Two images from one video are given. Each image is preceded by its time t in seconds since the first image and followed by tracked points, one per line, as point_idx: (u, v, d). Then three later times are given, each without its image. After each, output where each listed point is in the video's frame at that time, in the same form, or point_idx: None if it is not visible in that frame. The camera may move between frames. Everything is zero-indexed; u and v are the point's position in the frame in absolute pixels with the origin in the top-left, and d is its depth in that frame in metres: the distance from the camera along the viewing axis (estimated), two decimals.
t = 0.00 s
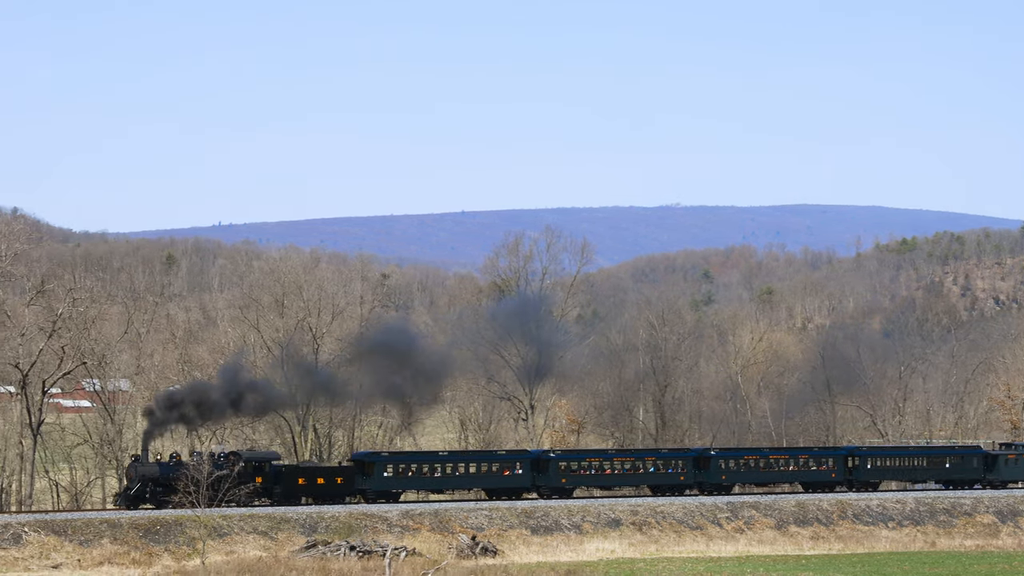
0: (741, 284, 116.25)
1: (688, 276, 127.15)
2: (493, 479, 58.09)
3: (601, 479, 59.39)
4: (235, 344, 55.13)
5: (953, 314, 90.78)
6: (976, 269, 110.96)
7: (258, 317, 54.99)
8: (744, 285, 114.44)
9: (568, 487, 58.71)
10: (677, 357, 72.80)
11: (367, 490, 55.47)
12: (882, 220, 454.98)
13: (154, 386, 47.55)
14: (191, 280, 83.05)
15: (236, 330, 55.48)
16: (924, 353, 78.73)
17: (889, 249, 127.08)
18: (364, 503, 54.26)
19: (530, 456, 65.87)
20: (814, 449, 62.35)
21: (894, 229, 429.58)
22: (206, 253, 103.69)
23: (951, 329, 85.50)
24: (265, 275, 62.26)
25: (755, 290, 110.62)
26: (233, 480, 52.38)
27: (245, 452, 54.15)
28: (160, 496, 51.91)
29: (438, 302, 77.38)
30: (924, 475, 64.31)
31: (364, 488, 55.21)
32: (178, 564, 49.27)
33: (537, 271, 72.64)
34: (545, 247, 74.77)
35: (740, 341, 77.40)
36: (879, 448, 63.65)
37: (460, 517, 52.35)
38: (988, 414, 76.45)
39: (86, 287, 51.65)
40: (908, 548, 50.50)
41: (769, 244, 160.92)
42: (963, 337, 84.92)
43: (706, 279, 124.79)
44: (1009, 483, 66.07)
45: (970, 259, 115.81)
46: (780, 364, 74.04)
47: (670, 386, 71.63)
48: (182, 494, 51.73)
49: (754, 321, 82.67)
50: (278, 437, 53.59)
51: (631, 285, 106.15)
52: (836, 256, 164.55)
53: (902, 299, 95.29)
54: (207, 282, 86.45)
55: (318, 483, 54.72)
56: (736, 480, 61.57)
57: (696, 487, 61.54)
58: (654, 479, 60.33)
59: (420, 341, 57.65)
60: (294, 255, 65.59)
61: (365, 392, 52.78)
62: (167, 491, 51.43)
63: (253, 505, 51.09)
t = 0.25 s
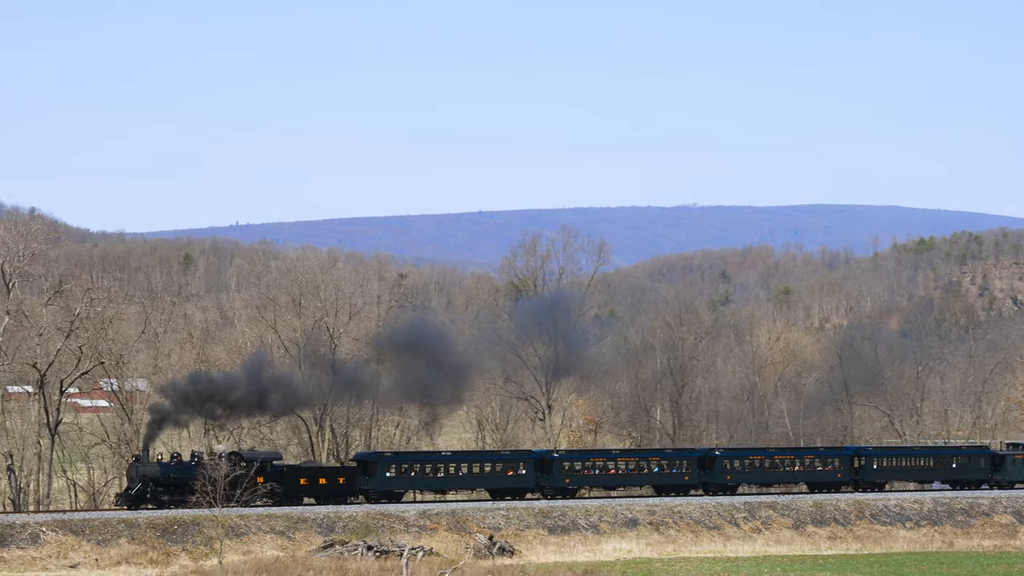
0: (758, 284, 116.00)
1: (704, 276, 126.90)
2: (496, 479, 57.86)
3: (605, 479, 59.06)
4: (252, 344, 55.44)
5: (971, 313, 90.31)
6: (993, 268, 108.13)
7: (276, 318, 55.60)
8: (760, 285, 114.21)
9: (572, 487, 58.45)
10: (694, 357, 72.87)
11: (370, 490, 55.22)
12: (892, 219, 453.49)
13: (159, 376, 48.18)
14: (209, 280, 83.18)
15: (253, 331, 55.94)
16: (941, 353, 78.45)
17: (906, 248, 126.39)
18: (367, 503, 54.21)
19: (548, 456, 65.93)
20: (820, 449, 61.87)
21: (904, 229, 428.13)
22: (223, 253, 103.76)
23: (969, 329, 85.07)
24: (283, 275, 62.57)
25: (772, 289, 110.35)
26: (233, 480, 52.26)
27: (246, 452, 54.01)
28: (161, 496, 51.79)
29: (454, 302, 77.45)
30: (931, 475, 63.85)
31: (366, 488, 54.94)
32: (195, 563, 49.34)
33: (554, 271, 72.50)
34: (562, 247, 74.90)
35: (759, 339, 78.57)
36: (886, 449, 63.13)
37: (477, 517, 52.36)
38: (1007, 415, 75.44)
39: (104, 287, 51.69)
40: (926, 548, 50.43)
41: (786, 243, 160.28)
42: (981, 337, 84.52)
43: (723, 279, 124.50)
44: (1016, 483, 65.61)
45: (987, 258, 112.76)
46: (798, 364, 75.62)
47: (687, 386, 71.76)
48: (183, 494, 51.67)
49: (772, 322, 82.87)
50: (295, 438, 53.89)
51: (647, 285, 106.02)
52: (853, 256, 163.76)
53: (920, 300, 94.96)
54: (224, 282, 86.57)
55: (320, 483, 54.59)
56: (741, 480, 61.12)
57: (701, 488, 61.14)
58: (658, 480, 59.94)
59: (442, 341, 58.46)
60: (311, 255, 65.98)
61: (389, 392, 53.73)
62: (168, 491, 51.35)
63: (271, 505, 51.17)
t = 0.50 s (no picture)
0: (775, 284, 115.78)
1: (721, 275, 126.63)
2: (500, 479, 57.42)
3: (609, 479, 58.69)
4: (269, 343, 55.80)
5: (990, 313, 89.84)
6: (1014, 268, 107.07)
7: (294, 316, 56.49)
8: (778, 285, 114.08)
9: (576, 488, 58.09)
10: (711, 357, 72.76)
11: (372, 490, 54.91)
12: (901, 220, 452.24)
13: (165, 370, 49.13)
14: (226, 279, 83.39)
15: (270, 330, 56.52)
16: (960, 352, 78.12)
17: (926, 248, 125.72)
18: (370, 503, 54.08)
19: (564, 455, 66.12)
20: (826, 449, 61.48)
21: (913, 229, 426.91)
22: (240, 253, 103.85)
23: (988, 328, 84.61)
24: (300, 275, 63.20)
25: (791, 290, 110.26)
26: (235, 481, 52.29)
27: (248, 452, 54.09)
28: (162, 497, 51.63)
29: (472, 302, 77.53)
30: (938, 476, 63.28)
31: (369, 487, 54.64)
32: (213, 563, 49.39)
33: (572, 270, 72.31)
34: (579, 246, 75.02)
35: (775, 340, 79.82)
36: (892, 449, 62.69)
37: (495, 517, 52.35)
38: None
39: (122, 287, 51.76)
40: (944, 548, 50.37)
41: (803, 243, 159.94)
42: (1001, 336, 84.11)
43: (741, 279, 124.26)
44: None
45: (1007, 258, 111.71)
46: (815, 364, 76.17)
47: (706, 388, 71.76)
48: (185, 495, 51.73)
49: (788, 324, 83.02)
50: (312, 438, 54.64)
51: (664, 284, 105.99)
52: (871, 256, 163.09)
53: (938, 299, 94.59)
54: (242, 281, 86.56)
55: (323, 483, 54.39)
56: (746, 480, 60.61)
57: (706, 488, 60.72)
58: (663, 480, 59.54)
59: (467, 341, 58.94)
60: (328, 256, 67.06)
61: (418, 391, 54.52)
62: (170, 492, 51.41)
63: (289, 505, 51.19)
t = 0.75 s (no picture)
0: (792, 284, 115.51)
1: (738, 275, 126.38)
2: (503, 479, 57.16)
3: (614, 479, 58.44)
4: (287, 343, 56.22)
5: (1008, 313, 89.55)
6: None
7: (312, 316, 57.64)
8: (796, 285, 113.81)
9: (580, 488, 57.84)
10: (729, 358, 72.65)
11: (375, 490, 54.75)
12: (911, 219, 451.11)
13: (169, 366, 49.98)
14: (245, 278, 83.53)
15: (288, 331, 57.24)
16: (979, 352, 77.95)
17: (943, 247, 125.19)
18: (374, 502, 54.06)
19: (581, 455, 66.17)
20: (832, 449, 61.35)
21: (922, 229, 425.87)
22: (258, 253, 103.84)
23: (1006, 328, 84.35)
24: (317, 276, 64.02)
25: (809, 290, 110.16)
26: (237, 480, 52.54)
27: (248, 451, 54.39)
28: (163, 497, 51.68)
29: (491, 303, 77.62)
30: (944, 477, 63.34)
31: (372, 488, 54.47)
32: (230, 563, 49.48)
33: (589, 270, 72.13)
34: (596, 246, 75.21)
35: (793, 340, 80.53)
36: (898, 449, 62.71)
37: (512, 517, 52.34)
38: None
39: (139, 287, 51.69)
40: (963, 548, 50.32)
41: (820, 243, 159.68)
42: (1019, 336, 83.84)
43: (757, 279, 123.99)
44: None
45: None
46: (833, 364, 76.75)
47: (723, 390, 71.50)
48: (187, 495, 51.90)
49: (805, 324, 83.00)
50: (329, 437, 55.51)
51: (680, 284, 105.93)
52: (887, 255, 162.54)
53: (956, 299, 94.29)
54: (260, 281, 86.60)
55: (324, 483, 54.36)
56: (752, 480, 60.45)
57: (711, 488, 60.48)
58: (668, 480, 59.26)
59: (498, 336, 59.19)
60: (345, 256, 68.14)
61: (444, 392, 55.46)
62: (171, 492, 51.61)
63: (307, 504, 51.27)
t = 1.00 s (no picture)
0: (810, 284, 115.24)
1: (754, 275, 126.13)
2: (506, 479, 56.97)
3: (618, 480, 58.13)
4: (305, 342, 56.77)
5: None
6: None
7: (330, 316, 58.75)
8: (814, 285, 113.56)
9: (584, 488, 57.53)
10: (747, 356, 72.43)
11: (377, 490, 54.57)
12: (920, 219, 449.99)
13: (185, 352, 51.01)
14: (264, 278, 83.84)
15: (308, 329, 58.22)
16: (998, 352, 77.83)
17: (961, 247, 124.76)
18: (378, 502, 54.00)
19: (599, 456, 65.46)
20: (838, 449, 60.96)
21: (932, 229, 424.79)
22: (276, 253, 103.86)
23: None
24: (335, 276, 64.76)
25: (828, 290, 110.12)
26: (239, 480, 52.62)
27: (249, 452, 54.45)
28: (165, 497, 51.63)
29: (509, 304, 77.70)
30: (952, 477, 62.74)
31: (374, 487, 54.30)
32: (248, 562, 49.55)
33: (607, 270, 71.65)
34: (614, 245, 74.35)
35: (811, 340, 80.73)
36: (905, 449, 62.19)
37: (530, 517, 52.34)
38: None
39: (158, 287, 51.72)
40: (982, 548, 50.25)
41: (839, 243, 159.37)
42: None
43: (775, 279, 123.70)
44: None
45: None
46: (852, 364, 77.05)
47: (742, 389, 71.20)
48: (189, 495, 51.87)
49: (822, 324, 82.95)
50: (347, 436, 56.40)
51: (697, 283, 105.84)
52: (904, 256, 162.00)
53: (975, 298, 94.03)
54: (277, 280, 86.68)
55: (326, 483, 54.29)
56: (757, 480, 59.96)
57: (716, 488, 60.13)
58: (672, 481, 58.94)
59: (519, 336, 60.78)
60: (363, 256, 69.19)
61: (470, 392, 57.06)
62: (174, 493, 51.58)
63: (325, 504, 51.29)
